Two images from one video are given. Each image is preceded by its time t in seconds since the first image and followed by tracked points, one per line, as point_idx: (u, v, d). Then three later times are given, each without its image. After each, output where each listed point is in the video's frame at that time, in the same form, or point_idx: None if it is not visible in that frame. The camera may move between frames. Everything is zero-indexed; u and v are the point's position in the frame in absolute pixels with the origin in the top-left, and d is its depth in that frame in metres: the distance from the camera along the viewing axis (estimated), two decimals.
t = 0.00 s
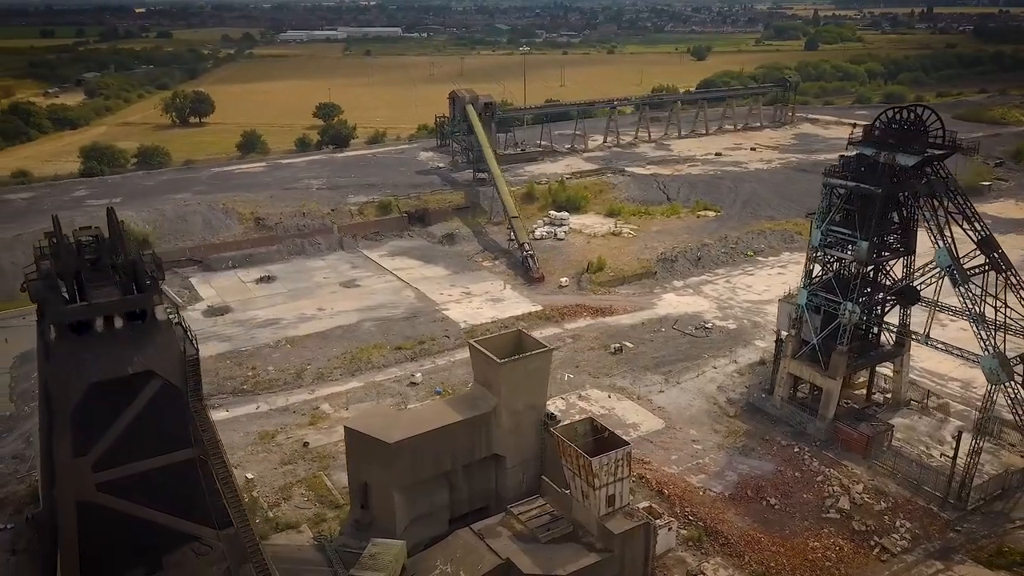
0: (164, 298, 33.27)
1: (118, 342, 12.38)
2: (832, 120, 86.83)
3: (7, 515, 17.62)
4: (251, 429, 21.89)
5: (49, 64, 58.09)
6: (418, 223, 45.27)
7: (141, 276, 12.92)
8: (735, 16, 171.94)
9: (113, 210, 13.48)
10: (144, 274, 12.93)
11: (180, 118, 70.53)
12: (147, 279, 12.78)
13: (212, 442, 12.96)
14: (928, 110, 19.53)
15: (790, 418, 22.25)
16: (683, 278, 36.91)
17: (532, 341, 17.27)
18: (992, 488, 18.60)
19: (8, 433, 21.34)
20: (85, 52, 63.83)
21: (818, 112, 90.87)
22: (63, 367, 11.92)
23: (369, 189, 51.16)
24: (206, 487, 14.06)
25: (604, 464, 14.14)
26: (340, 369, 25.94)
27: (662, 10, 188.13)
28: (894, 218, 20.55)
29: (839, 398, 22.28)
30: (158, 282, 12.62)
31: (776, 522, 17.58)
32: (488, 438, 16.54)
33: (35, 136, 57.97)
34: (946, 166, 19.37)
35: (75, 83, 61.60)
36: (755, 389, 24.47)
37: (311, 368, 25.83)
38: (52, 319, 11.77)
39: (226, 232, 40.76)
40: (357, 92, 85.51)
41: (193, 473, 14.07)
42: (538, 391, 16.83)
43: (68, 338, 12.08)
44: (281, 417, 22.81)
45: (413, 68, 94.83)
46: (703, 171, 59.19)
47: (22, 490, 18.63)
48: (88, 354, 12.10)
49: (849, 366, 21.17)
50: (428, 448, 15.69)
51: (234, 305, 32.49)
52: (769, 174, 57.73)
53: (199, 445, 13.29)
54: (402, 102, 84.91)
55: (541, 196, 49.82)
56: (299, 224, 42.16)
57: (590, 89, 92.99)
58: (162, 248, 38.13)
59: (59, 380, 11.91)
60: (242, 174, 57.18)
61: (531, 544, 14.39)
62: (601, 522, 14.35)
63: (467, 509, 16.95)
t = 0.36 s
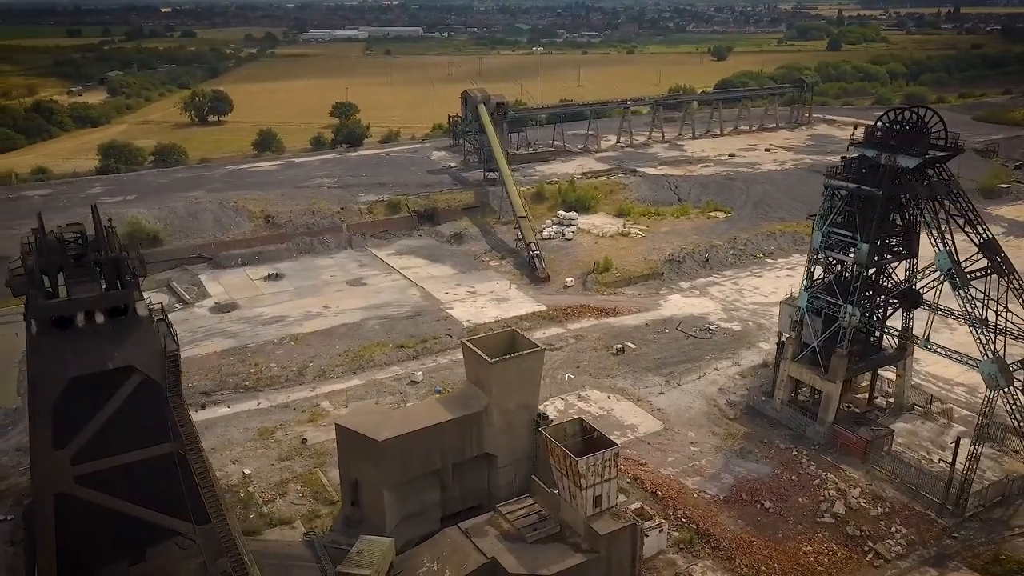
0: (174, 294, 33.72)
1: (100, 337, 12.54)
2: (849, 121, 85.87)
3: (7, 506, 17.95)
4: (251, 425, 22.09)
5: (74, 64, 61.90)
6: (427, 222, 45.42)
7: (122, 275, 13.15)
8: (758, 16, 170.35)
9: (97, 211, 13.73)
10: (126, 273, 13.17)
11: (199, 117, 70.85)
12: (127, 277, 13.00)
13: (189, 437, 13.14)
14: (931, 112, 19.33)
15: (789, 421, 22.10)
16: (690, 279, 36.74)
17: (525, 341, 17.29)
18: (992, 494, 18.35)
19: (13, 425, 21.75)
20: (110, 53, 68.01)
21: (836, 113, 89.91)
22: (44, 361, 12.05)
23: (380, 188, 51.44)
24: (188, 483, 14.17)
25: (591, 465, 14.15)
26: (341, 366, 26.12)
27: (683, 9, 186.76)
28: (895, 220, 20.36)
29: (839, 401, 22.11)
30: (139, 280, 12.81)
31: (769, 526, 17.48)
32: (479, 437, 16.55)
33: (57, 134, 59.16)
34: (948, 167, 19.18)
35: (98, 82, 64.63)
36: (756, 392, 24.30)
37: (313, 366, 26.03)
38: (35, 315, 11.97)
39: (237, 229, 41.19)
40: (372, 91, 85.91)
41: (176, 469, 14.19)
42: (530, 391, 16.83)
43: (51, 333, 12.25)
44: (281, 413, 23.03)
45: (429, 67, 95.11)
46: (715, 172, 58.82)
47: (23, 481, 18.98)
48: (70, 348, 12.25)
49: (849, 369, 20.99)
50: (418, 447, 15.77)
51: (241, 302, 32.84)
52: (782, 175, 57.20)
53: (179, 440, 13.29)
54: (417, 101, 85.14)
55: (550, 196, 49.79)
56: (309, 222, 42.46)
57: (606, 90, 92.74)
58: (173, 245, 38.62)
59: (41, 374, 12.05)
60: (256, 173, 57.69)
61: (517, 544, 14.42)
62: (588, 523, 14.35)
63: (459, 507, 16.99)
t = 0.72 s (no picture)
0: (182, 291, 34.09)
1: (82, 332, 12.68)
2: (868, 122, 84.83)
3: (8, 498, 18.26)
4: (251, 421, 22.31)
5: (97, 63, 62.34)
6: (436, 221, 45.54)
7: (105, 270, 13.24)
8: (780, 16, 168.50)
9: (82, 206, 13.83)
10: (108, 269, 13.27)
11: (218, 115, 71.84)
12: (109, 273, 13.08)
13: (170, 431, 13.11)
14: (933, 113, 19.10)
15: (788, 425, 21.93)
16: (696, 280, 36.56)
17: (517, 340, 17.32)
18: (990, 501, 18.13)
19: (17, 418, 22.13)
20: (132, 51, 68.09)
21: (854, 114, 88.81)
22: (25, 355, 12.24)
23: (391, 187, 51.63)
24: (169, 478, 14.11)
25: (577, 464, 14.24)
26: (343, 364, 26.29)
27: (705, 9, 184.98)
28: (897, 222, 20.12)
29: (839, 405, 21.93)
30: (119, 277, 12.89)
31: (761, 529, 17.38)
32: (470, 435, 16.60)
33: (76, 131, 60.10)
34: (950, 170, 18.97)
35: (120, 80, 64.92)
36: (756, 394, 24.13)
37: (314, 363, 26.22)
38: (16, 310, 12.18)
39: (246, 227, 41.56)
40: (388, 90, 86.15)
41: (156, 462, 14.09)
42: (521, 391, 16.87)
43: (33, 327, 12.41)
44: (280, 410, 23.24)
45: (445, 67, 95.18)
46: (728, 173, 58.41)
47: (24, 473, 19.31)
48: (52, 343, 12.43)
49: (849, 373, 20.78)
50: (408, 445, 15.86)
51: (248, 298, 33.14)
52: (795, 176, 56.66)
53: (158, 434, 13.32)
54: (432, 100, 85.23)
55: (560, 196, 49.70)
56: (318, 220, 42.74)
57: (622, 89, 92.26)
58: (183, 242, 39.06)
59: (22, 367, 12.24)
60: (269, 171, 58.12)
61: (503, 543, 14.46)
62: (574, 522, 14.39)
63: (450, 506, 17.05)
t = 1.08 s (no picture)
0: (190, 288, 34.47)
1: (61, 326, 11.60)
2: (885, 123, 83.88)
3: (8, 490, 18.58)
4: (250, 417, 22.53)
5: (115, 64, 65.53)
6: (444, 220, 45.68)
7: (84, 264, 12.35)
8: (802, 16, 166.80)
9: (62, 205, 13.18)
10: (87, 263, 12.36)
11: (235, 113, 71.83)
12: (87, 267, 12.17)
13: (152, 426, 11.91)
14: (934, 114, 18.84)
15: (786, 428, 21.79)
16: (702, 281, 36.38)
17: (508, 340, 17.35)
18: (988, 507, 17.92)
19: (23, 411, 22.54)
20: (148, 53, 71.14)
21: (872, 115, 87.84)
22: None
23: (401, 186, 51.83)
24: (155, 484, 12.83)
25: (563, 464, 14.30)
26: (344, 361, 26.47)
27: (728, 8, 183.40)
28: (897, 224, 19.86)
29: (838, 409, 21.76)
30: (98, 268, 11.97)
31: (752, 532, 17.29)
32: (460, 434, 16.65)
33: (98, 128, 61.26)
34: (949, 172, 18.75)
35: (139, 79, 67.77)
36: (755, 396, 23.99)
37: (316, 360, 26.43)
38: None
39: (255, 224, 41.92)
40: (402, 90, 86.42)
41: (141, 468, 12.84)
42: (512, 391, 16.89)
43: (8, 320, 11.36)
44: (280, 406, 23.44)
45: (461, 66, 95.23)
46: (740, 173, 58.04)
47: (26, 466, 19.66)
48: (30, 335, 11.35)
49: (847, 376, 20.59)
50: (397, 443, 15.94)
51: (254, 295, 33.45)
52: (808, 177, 56.17)
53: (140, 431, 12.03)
54: (447, 99, 85.36)
55: (569, 195, 49.66)
56: (326, 219, 43.02)
57: (638, 89, 91.87)
58: (192, 239, 39.46)
59: None
60: (281, 169, 58.57)
61: (488, 541, 14.51)
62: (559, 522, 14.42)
63: (441, 504, 17.11)
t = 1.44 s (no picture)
0: (197, 285, 34.84)
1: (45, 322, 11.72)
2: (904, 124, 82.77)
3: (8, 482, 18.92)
4: (249, 414, 22.74)
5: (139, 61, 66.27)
6: (452, 219, 45.76)
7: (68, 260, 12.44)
8: (825, 16, 164.85)
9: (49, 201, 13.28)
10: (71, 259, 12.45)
11: (252, 112, 72.54)
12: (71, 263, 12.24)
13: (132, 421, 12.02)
14: (934, 115, 18.64)
15: (784, 431, 21.63)
16: (708, 283, 36.18)
17: (500, 339, 17.39)
18: (984, 514, 17.71)
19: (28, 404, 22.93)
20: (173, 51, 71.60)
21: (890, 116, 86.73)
22: None
23: (410, 185, 51.99)
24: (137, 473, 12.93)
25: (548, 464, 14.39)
26: (345, 359, 26.62)
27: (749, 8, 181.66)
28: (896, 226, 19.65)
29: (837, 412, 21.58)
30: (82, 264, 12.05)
31: (743, 535, 17.21)
32: (451, 433, 16.70)
33: (116, 127, 62.06)
34: (949, 174, 18.54)
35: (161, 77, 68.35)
36: (755, 399, 23.80)
37: (317, 357, 26.60)
38: None
39: (264, 222, 42.27)
40: (417, 89, 86.60)
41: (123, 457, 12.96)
42: (504, 390, 16.92)
43: None
44: (280, 403, 23.64)
45: (476, 65, 95.29)
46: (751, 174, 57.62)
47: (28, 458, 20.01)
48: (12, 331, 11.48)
49: (845, 379, 20.40)
50: (387, 440, 16.02)
51: (260, 293, 33.73)
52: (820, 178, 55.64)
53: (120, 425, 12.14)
54: (461, 99, 85.41)
55: (577, 196, 49.59)
56: (334, 218, 43.28)
57: (653, 89, 91.39)
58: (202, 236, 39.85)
59: None
60: (293, 167, 59.01)
61: (473, 540, 14.54)
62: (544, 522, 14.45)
63: (433, 502, 17.15)
